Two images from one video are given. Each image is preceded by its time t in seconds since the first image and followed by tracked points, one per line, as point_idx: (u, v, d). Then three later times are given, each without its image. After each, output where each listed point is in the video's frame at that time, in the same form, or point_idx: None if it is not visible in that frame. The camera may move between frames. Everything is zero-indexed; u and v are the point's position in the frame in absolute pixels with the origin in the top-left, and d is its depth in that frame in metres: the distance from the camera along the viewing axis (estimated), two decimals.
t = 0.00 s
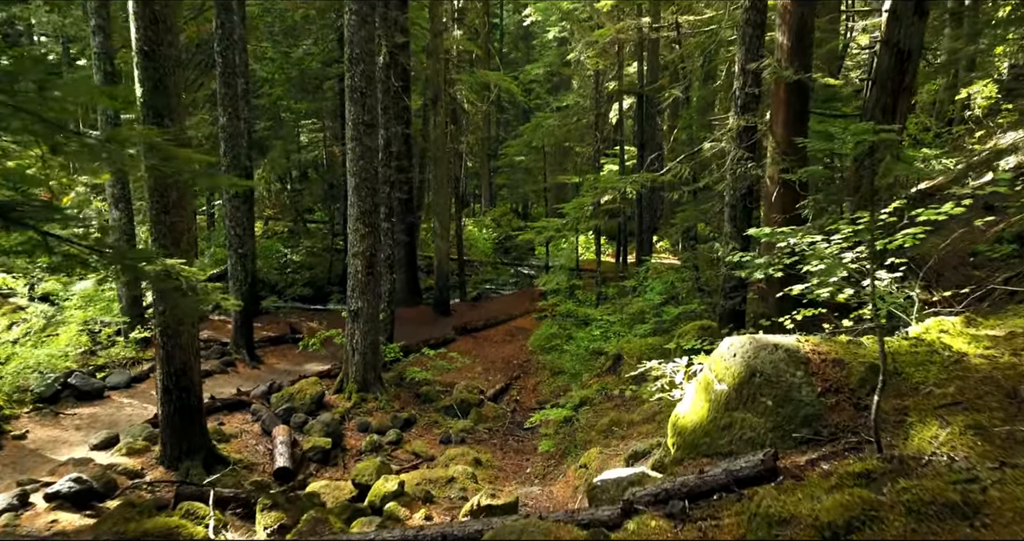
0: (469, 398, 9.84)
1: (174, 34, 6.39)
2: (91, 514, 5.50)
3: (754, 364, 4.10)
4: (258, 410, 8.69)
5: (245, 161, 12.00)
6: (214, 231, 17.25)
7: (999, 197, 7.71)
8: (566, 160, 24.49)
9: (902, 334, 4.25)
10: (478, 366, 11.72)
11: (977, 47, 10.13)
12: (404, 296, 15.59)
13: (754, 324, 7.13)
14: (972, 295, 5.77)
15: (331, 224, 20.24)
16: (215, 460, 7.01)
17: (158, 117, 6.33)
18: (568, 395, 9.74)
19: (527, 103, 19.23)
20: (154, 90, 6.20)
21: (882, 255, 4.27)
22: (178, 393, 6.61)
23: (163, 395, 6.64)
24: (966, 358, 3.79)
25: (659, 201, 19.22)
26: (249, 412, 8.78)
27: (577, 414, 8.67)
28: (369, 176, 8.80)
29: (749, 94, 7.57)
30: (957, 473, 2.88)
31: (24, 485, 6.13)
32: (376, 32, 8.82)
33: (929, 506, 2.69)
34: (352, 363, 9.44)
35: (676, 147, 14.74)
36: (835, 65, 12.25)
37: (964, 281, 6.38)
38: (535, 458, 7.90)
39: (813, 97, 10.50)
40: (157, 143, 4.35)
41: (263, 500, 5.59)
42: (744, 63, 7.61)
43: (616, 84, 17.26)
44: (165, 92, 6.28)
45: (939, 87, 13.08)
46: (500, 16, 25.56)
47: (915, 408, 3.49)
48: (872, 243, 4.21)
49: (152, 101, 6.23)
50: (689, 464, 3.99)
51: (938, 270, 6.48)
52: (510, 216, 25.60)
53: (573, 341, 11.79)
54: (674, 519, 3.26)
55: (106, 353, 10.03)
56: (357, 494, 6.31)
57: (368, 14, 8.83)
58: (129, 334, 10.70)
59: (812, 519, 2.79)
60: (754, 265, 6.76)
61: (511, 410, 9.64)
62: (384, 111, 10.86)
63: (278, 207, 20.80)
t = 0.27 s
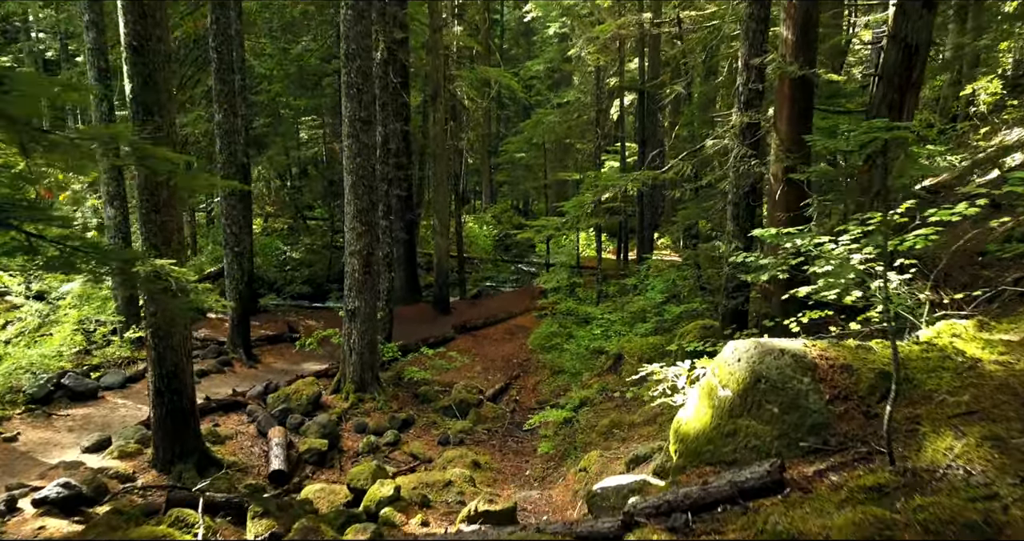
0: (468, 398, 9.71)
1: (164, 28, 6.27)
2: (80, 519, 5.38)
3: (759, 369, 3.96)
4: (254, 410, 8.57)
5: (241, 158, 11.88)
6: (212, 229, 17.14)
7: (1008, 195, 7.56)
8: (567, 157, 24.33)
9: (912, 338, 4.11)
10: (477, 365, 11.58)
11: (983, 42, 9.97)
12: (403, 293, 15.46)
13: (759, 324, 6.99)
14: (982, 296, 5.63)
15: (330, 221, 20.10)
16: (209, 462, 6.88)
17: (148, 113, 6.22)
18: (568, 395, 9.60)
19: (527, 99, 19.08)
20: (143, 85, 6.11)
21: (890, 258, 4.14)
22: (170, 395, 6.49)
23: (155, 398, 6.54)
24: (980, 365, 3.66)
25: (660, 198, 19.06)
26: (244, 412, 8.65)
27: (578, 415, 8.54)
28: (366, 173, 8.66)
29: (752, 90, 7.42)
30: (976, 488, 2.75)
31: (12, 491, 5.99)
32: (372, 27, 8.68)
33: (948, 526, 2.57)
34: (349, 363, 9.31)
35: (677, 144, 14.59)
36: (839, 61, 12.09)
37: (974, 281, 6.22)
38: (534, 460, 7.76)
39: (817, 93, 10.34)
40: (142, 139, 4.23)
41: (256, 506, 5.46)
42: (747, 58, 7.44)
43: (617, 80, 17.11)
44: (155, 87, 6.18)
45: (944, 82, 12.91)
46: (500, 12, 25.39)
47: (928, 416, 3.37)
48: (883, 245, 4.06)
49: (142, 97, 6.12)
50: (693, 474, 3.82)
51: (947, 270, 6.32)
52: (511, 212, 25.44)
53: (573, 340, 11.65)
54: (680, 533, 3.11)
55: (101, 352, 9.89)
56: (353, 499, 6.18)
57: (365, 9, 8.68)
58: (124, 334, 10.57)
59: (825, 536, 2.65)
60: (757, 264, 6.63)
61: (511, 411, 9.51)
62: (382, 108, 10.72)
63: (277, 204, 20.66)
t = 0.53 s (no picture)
0: (466, 402, 9.52)
1: (151, 23, 6.05)
2: (63, 532, 5.16)
3: (768, 383, 3.76)
4: (247, 415, 8.37)
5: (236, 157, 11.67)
6: (209, 228, 16.92)
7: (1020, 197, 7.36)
8: (568, 156, 24.11)
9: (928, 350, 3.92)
10: (476, 368, 11.39)
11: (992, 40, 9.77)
12: (401, 294, 15.27)
13: (764, 330, 6.78)
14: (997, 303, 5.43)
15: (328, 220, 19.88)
16: (198, 470, 6.69)
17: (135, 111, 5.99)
18: (568, 400, 9.41)
19: (527, 97, 18.87)
20: (131, 83, 5.88)
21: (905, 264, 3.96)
22: (159, 402, 6.29)
23: (143, 404, 6.29)
24: (1003, 381, 3.47)
25: (661, 197, 18.86)
26: (237, 417, 8.45)
27: (577, 421, 8.35)
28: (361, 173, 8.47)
29: (758, 88, 7.21)
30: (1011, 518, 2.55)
31: None
32: (368, 23, 8.48)
33: None
34: (344, 367, 9.12)
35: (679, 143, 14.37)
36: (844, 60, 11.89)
37: (987, 286, 6.02)
38: (533, 468, 7.57)
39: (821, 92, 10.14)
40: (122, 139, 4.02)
41: (245, 519, 5.26)
42: (752, 56, 7.23)
43: (618, 78, 16.90)
44: (143, 85, 5.96)
45: (950, 81, 12.72)
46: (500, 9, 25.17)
47: (951, 437, 3.18)
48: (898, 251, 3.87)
49: (129, 95, 5.89)
50: (697, 490, 3.61)
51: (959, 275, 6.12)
52: (511, 212, 25.23)
53: (573, 343, 11.46)
54: None
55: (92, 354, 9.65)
56: (346, 510, 5.99)
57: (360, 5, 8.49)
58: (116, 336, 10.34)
59: None
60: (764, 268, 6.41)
61: (509, 416, 9.31)
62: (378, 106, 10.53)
63: (274, 203, 20.43)
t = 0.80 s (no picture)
0: (464, 408, 9.36)
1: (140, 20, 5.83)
2: None
3: (775, 396, 3.59)
4: (240, 422, 8.20)
5: (231, 158, 11.51)
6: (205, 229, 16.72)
7: None
8: (568, 155, 23.92)
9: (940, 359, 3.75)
10: (474, 372, 11.22)
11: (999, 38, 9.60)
12: (399, 296, 15.11)
13: (768, 335, 6.62)
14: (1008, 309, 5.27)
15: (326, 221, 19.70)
16: (188, 480, 6.52)
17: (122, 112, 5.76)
18: (566, 405, 9.25)
19: (526, 97, 18.68)
20: (118, 83, 5.67)
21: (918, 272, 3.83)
22: (147, 409, 6.12)
23: (131, 412, 6.13)
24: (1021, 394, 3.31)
25: (662, 198, 18.69)
26: (230, 424, 8.28)
27: (577, 427, 8.20)
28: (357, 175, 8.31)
29: (762, 87, 7.03)
30: None
31: None
32: (365, 21, 8.31)
33: None
34: (339, 372, 8.96)
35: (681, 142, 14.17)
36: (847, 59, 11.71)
37: (998, 292, 5.85)
38: (531, 477, 7.41)
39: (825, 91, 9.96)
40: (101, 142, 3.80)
41: (234, 534, 5.09)
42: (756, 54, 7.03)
43: (619, 78, 16.71)
44: (131, 84, 5.76)
45: (955, 80, 12.55)
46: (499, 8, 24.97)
47: (969, 458, 3.03)
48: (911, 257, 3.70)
49: (116, 94, 5.68)
50: (701, 507, 3.39)
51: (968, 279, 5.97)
52: (511, 212, 25.05)
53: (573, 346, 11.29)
54: None
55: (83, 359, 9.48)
56: (339, 522, 5.85)
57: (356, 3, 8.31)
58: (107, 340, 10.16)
59: None
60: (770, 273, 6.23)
61: (507, 422, 9.16)
62: (375, 107, 10.37)
63: (272, 203, 20.24)
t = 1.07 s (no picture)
0: (461, 413, 9.19)
1: (125, 18, 5.66)
2: None
3: (782, 409, 3.43)
4: (232, 429, 8.03)
5: (226, 159, 11.35)
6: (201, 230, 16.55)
7: None
8: (568, 156, 23.73)
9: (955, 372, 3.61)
10: (472, 376, 11.06)
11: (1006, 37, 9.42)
12: (396, 299, 14.94)
13: (772, 342, 6.44)
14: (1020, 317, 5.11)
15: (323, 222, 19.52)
16: (177, 490, 6.36)
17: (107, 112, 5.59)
18: (566, 411, 9.08)
19: (525, 96, 18.50)
20: (102, 82, 5.50)
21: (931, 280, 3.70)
22: (133, 418, 5.96)
23: (117, 421, 5.96)
24: None
25: (663, 199, 18.51)
26: (222, 430, 8.12)
27: (576, 434, 8.03)
28: (351, 177, 8.14)
29: (765, 88, 6.86)
30: None
31: None
32: (359, 20, 8.14)
33: None
34: (334, 377, 8.80)
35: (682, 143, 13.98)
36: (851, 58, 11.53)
37: (1009, 298, 5.69)
38: (529, 486, 7.24)
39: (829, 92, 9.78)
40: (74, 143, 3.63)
41: None
42: (759, 54, 6.86)
43: (619, 78, 16.53)
44: (116, 84, 5.59)
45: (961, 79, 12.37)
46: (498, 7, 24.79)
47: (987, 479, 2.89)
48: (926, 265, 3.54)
49: (100, 95, 5.52)
50: (705, 528, 3.22)
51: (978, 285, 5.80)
52: (511, 212, 24.87)
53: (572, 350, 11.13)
54: None
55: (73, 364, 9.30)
56: (330, 534, 5.69)
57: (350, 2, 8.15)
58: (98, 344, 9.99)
59: None
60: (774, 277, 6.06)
61: (505, 428, 8.99)
62: (371, 108, 10.21)
63: (269, 204, 20.07)
